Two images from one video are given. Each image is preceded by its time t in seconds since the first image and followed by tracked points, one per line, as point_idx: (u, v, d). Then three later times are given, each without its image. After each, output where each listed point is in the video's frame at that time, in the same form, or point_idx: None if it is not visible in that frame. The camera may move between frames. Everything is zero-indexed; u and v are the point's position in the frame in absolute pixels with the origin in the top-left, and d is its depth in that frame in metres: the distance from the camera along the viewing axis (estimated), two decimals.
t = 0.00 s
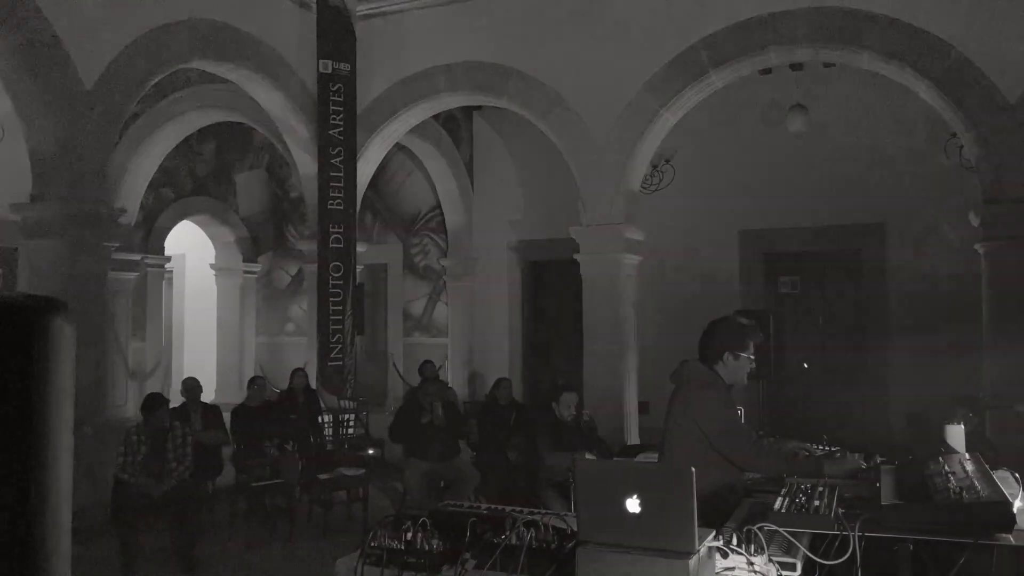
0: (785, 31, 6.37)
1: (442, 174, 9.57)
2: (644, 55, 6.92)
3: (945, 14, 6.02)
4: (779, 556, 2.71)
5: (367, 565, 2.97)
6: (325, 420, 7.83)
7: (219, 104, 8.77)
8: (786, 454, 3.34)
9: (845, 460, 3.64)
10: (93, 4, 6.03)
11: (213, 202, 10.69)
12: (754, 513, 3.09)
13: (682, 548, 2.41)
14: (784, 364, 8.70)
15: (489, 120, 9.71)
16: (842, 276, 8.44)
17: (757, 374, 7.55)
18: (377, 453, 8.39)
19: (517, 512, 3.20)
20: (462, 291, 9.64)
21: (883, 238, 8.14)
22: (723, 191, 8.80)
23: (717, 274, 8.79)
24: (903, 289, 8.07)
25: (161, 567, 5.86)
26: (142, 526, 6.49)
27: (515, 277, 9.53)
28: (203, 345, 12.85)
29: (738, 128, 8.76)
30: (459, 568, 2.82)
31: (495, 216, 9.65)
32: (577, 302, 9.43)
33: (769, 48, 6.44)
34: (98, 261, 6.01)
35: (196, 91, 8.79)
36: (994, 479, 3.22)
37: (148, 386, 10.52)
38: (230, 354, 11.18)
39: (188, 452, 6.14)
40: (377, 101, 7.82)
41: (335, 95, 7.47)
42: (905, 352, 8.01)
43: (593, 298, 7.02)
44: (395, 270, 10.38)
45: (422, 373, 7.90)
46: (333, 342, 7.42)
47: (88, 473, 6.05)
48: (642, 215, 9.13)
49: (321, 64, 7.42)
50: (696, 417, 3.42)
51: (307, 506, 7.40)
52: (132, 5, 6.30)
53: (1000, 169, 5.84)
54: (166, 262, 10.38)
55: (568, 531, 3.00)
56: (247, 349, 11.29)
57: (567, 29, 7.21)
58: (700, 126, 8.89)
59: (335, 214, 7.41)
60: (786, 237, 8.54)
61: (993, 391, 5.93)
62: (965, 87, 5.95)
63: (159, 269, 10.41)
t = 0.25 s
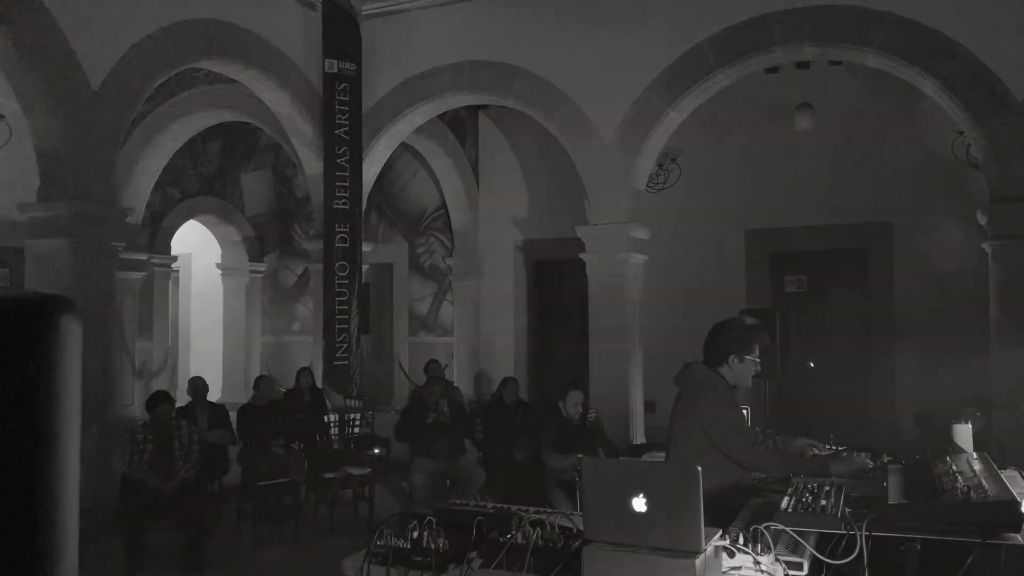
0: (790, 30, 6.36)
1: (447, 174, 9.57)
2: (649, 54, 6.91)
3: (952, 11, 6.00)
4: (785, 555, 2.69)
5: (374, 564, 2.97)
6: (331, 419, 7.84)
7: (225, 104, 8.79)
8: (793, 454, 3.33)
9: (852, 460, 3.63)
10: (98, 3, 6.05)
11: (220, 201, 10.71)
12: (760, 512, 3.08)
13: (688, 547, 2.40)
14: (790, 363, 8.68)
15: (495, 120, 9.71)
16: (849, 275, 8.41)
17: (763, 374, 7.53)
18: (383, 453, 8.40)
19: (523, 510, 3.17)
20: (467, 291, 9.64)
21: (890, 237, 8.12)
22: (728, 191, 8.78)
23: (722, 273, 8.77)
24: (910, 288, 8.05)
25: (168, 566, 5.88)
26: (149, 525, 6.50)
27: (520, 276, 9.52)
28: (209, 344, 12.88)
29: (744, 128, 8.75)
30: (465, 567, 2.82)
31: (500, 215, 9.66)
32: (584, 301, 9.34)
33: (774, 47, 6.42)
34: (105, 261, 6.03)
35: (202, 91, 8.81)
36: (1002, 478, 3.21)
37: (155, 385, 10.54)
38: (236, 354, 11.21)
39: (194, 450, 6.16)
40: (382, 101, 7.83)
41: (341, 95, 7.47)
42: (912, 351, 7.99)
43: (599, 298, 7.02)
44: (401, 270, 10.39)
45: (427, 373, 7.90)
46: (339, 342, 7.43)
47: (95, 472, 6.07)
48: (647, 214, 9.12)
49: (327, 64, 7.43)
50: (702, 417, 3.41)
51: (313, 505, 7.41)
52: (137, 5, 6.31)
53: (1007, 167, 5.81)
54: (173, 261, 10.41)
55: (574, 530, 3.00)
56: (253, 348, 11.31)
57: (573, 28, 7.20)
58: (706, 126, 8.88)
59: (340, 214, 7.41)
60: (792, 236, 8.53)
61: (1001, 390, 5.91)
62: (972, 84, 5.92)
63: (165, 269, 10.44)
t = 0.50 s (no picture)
0: (794, 27, 6.34)
1: (450, 172, 9.57)
2: (653, 51, 6.90)
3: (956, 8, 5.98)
4: (789, 553, 2.69)
5: (377, 561, 2.98)
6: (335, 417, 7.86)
7: (230, 103, 8.81)
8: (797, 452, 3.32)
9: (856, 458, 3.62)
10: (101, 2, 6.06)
11: (223, 200, 10.73)
12: (764, 510, 3.07)
13: (691, 546, 2.40)
14: (795, 361, 8.66)
15: (498, 118, 9.71)
16: (854, 273, 8.39)
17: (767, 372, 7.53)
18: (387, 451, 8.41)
19: (526, 508, 3.18)
20: (471, 289, 9.65)
21: (895, 234, 8.10)
22: (732, 188, 8.77)
23: (726, 271, 8.76)
24: (915, 285, 8.03)
25: (172, 564, 5.89)
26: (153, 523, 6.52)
27: (523, 275, 9.52)
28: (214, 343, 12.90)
29: (748, 125, 8.74)
30: (468, 564, 2.82)
31: (504, 214, 9.66)
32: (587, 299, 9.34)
33: (779, 44, 6.41)
34: (109, 259, 6.04)
35: (206, 89, 8.82)
36: (1007, 476, 3.20)
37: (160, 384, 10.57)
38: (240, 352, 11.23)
39: (198, 448, 6.17)
40: (386, 99, 7.83)
41: (344, 92, 7.44)
42: (917, 349, 7.97)
43: (602, 296, 7.02)
44: (405, 268, 10.40)
45: (431, 371, 7.90)
46: (342, 340, 7.44)
47: (99, 470, 6.08)
48: (651, 212, 9.11)
49: (330, 62, 7.44)
50: (706, 415, 3.40)
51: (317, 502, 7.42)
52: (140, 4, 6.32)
53: (1012, 165, 5.79)
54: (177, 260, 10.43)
55: (577, 528, 2.99)
56: (258, 347, 11.33)
57: (577, 26, 7.20)
58: (710, 123, 8.87)
59: (344, 212, 7.41)
60: (796, 234, 8.52)
61: (1005, 387, 5.89)
62: (976, 81, 5.90)
63: (170, 267, 10.47)
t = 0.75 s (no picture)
0: (796, 24, 6.34)
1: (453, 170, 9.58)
2: (655, 49, 6.90)
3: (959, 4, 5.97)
4: (791, 550, 2.69)
5: (380, 558, 2.98)
6: (338, 415, 7.88)
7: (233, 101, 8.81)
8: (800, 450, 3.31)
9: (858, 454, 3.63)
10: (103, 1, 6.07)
11: (226, 198, 10.74)
12: (766, 507, 3.08)
13: (696, 542, 2.40)
14: (798, 358, 8.66)
15: (500, 116, 9.73)
16: (857, 270, 8.37)
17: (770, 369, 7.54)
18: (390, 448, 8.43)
19: (529, 505, 3.19)
20: (473, 286, 9.66)
21: (897, 232, 8.09)
22: (735, 186, 8.77)
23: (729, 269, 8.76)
24: (917, 283, 8.02)
25: (176, 561, 5.91)
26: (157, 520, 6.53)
27: (526, 272, 9.53)
28: (217, 341, 12.92)
29: (751, 122, 8.72)
30: (471, 561, 2.82)
31: (506, 212, 9.67)
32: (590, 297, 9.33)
33: (781, 41, 6.39)
34: (112, 257, 6.05)
35: (209, 87, 8.82)
36: (1009, 473, 3.21)
37: (163, 382, 10.59)
38: (244, 350, 11.25)
39: (202, 446, 6.19)
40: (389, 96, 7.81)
41: (348, 90, 7.40)
42: (919, 346, 7.97)
43: (605, 293, 7.01)
44: (407, 266, 10.41)
45: (434, 368, 7.91)
46: (345, 338, 7.45)
47: (103, 468, 6.10)
48: (653, 209, 9.10)
49: (334, 60, 7.40)
50: (707, 414, 3.39)
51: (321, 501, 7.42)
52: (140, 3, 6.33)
53: (1015, 162, 5.78)
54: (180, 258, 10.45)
55: (580, 524, 2.99)
56: (261, 344, 11.34)
57: (579, 24, 7.19)
58: (712, 121, 8.87)
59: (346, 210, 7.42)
60: (799, 231, 8.51)
61: (1008, 384, 5.89)
62: (979, 78, 5.89)
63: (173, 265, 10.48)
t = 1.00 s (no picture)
0: (799, 19, 6.32)
1: (455, 167, 9.58)
2: (657, 44, 6.88)
3: None
4: (794, 544, 2.68)
5: (382, 553, 2.97)
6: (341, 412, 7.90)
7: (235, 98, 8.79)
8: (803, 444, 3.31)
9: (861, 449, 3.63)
10: None
11: (228, 195, 10.74)
12: (769, 501, 3.08)
13: (699, 536, 2.40)
14: (800, 354, 8.65)
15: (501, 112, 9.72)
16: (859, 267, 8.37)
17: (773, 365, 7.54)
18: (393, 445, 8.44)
19: (530, 500, 3.21)
20: (476, 283, 9.67)
21: (900, 227, 8.07)
22: (738, 182, 8.75)
23: (732, 265, 8.75)
24: (920, 279, 8.01)
25: (179, 557, 5.92)
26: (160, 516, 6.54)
27: (528, 269, 9.52)
28: (220, 338, 12.94)
29: (753, 118, 8.71)
30: (473, 556, 2.81)
31: (508, 208, 9.67)
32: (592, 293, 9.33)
33: (784, 36, 6.38)
34: (114, 254, 6.04)
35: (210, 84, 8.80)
36: (1013, 468, 3.20)
37: (166, 379, 10.61)
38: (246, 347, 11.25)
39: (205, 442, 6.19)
40: (391, 92, 7.78)
41: (349, 86, 7.49)
42: (922, 342, 7.96)
43: (607, 290, 7.01)
44: (409, 263, 10.41)
45: (436, 365, 7.91)
46: (348, 334, 7.45)
47: (106, 464, 6.11)
48: (656, 205, 9.08)
49: (335, 56, 7.46)
50: (710, 408, 3.39)
51: (324, 497, 7.43)
52: None
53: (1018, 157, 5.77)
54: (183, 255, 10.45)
55: (583, 520, 2.99)
56: (263, 341, 11.35)
57: (581, 19, 7.18)
58: (715, 117, 8.85)
59: (348, 207, 7.43)
60: (802, 227, 8.50)
61: (1011, 380, 5.87)
62: (982, 73, 5.87)
63: (175, 263, 10.48)
